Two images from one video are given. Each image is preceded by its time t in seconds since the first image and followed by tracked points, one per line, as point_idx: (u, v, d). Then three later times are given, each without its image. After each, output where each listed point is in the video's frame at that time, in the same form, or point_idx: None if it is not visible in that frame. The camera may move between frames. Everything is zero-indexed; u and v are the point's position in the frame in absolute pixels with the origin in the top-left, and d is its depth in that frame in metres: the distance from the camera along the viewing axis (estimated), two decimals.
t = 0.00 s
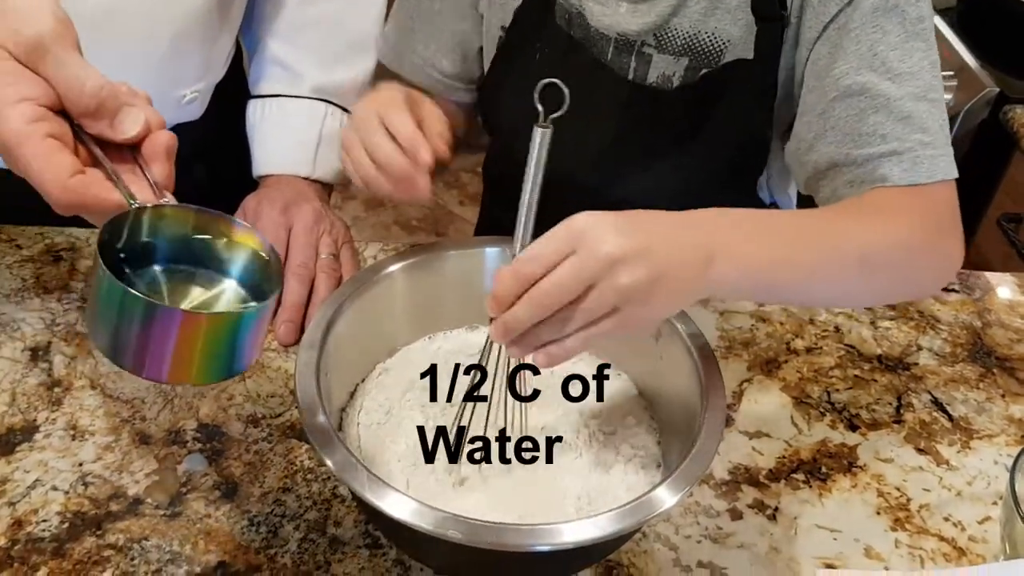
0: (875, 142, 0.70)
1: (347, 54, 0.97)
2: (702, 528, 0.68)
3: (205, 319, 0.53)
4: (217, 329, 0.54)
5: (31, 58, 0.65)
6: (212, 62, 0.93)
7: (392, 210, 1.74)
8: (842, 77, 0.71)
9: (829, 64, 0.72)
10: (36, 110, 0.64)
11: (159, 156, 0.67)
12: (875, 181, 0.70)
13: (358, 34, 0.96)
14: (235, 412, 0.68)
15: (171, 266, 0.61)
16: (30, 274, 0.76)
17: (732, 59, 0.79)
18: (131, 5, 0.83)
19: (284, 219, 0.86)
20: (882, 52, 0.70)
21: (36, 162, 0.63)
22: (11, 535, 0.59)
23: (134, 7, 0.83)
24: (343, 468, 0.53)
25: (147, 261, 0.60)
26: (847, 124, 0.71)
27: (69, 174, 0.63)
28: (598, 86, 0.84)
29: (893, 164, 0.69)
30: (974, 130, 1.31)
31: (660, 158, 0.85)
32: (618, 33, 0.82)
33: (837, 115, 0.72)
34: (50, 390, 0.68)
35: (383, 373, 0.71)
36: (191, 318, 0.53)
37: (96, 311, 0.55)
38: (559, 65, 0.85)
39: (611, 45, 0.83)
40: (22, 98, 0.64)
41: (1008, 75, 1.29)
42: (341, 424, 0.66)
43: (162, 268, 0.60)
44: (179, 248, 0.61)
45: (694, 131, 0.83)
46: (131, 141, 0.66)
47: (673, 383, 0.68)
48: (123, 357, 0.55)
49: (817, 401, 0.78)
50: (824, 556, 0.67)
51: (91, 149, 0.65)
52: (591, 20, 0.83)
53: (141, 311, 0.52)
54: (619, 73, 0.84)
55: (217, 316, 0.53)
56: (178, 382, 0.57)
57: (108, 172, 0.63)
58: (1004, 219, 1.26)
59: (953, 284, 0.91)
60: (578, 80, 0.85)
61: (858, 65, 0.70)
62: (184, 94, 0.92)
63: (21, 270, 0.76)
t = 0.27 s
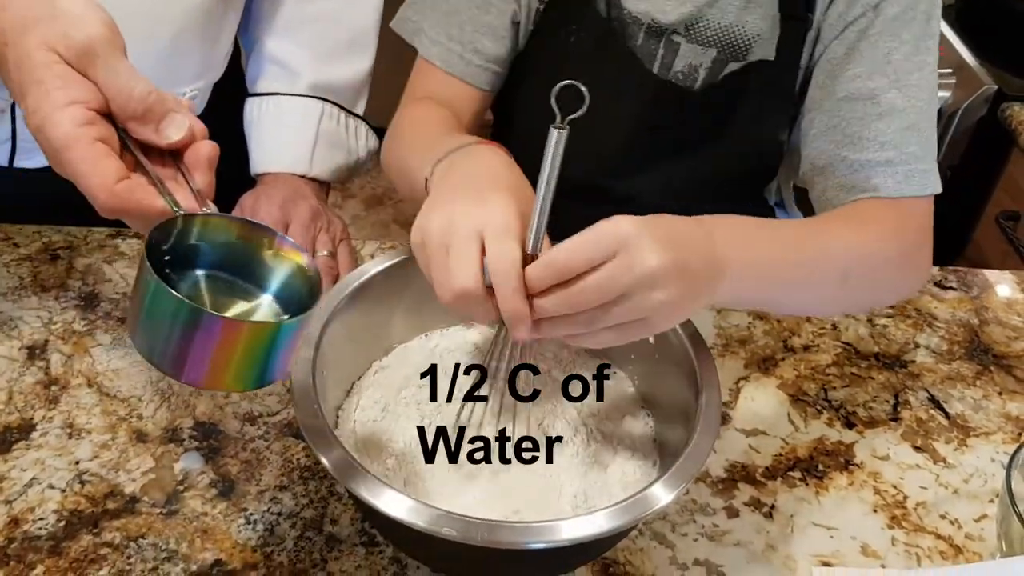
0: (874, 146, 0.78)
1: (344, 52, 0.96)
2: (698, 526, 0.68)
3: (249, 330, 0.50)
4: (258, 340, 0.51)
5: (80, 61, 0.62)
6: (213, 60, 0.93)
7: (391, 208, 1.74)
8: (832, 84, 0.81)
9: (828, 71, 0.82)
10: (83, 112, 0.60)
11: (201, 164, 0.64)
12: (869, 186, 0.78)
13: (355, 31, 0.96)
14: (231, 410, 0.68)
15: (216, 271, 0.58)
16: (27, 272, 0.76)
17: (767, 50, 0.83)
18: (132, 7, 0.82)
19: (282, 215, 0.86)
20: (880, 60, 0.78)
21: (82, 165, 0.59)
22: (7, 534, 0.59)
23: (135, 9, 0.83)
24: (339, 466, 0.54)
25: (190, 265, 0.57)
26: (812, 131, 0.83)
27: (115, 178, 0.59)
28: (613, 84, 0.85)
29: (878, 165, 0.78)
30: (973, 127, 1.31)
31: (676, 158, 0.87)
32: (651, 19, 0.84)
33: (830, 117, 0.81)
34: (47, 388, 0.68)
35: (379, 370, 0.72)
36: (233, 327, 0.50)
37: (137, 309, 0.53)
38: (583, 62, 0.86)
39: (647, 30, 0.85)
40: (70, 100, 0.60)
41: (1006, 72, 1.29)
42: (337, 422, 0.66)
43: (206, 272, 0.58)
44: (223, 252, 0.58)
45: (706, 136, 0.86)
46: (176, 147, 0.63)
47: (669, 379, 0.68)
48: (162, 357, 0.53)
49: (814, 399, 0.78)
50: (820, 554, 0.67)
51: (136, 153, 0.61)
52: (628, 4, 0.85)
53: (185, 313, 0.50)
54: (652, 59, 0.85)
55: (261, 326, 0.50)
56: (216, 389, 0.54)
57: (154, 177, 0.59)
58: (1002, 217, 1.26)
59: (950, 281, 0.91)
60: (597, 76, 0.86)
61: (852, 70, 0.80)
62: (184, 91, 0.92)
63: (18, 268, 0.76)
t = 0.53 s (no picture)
0: (880, 171, 0.82)
1: (339, 46, 0.96)
2: (695, 525, 0.67)
3: (277, 334, 0.50)
4: (284, 345, 0.51)
5: (109, 68, 0.62)
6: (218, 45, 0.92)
7: (391, 207, 1.73)
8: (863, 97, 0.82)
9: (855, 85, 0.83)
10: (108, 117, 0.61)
11: (221, 175, 0.66)
12: (869, 207, 0.83)
13: (350, 24, 0.96)
14: (227, 409, 0.68)
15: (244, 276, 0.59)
16: (23, 271, 0.76)
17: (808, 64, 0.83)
18: None
19: (280, 211, 0.86)
20: (913, 85, 0.80)
21: (105, 171, 0.60)
22: (3, 533, 0.59)
23: None
24: (335, 466, 0.53)
25: (211, 270, 0.58)
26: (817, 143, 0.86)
27: (138, 185, 0.60)
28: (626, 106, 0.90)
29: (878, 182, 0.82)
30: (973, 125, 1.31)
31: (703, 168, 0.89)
32: (697, 32, 0.83)
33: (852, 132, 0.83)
34: (43, 387, 0.68)
35: (375, 369, 0.71)
36: (261, 331, 0.50)
37: (158, 314, 0.52)
38: (606, 77, 0.89)
39: (689, 40, 0.84)
40: (96, 105, 0.61)
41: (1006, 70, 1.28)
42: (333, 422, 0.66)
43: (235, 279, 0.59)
44: (251, 261, 0.59)
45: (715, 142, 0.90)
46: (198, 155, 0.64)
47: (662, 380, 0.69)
48: (184, 361, 0.52)
49: (811, 398, 0.78)
50: (817, 553, 0.67)
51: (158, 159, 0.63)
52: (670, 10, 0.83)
53: (212, 316, 0.50)
54: (683, 67, 0.86)
55: (286, 331, 0.50)
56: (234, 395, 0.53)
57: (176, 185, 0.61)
58: (1002, 215, 1.26)
59: (948, 280, 0.91)
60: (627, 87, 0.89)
61: (885, 90, 0.81)
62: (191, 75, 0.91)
63: (14, 267, 0.76)
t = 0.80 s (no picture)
0: (855, 186, 0.88)
1: (358, 14, 0.97)
2: (694, 524, 0.67)
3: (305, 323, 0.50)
4: (310, 334, 0.51)
5: (127, 59, 0.62)
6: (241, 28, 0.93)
7: (391, 206, 1.73)
8: (855, 118, 0.88)
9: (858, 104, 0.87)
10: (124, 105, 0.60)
11: (239, 167, 0.64)
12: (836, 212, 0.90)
13: None
14: (226, 408, 0.68)
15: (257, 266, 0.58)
16: (23, 269, 0.76)
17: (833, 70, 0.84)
18: None
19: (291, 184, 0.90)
20: (912, 124, 0.85)
21: (125, 161, 0.59)
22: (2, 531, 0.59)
23: None
24: (334, 465, 0.53)
25: (235, 262, 0.57)
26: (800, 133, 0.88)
27: (159, 174, 0.59)
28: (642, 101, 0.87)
29: (854, 206, 0.89)
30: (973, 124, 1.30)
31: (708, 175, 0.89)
32: (725, 49, 0.87)
33: (841, 148, 0.88)
34: (42, 385, 0.68)
35: (373, 368, 0.71)
36: (289, 321, 0.49)
37: (183, 298, 0.52)
38: (627, 71, 0.87)
39: (712, 57, 0.88)
40: (113, 94, 0.60)
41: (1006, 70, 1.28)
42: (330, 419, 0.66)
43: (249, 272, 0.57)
44: (275, 254, 0.57)
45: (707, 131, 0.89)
46: (217, 147, 0.63)
47: (661, 380, 0.69)
48: (208, 347, 0.52)
49: (811, 397, 0.78)
50: (816, 552, 0.67)
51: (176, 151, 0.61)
52: (698, 25, 0.88)
53: (239, 305, 0.49)
54: (698, 80, 0.90)
55: (314, 321, 0.50)
56: (257, 381, 0.53)
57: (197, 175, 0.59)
58: (1002, 215, 1.26)
59: (948, 279, 0.91)
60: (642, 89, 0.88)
61: (888, 108, 0.86)
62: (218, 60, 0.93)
63: (14, 265, 0.76)
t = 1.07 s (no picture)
0: (820, 242, 0.87)
1: None
2: (697, 525, 0.67)
3: (339, 328, 0.50)
4: (342, 339, 0.51)
5: (174, 59, 0.64)
6: (316, 22, 0.95)
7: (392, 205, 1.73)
8: (837, 175, 0.87)
9: (848, 160, 0.86)
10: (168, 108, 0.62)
11: (276, 172, 0.64)
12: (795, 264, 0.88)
13: None
14: (227, 408, 0.68)
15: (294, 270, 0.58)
16: (24, 269, 0.75)
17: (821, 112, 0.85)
18: None
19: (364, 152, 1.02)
20: (895, 190, 0.84)
21: (165, 160, 0.60)
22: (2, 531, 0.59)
23: None
24: (335, 465, 0.53)
25: (268, 269, 0.57)
26: (779, 172, 0.89)
27: (198, 174, 0.60)
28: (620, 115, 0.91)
29: (817, 258, 0.87)
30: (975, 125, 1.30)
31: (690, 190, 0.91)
32: (730, 85, 0.88)
33: (820, 204, 0.87)
34: (43, 385, 0.68)
35: (377, 367, 0.71)
36: (322, 324, 0.50)
37: (214, 305, 0.52)
38: (621, 90, 0.91)
39: (714, 93, 0.89)
40: (159, 96, 0.62)
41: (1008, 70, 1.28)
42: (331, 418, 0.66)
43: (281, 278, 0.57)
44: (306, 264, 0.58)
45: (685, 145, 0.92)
46: (256, 154, 0.63)
47: (662, 379, 0.69)
48: (239, 351, 0.51)
49: (813, 398, 0.78)
50: (819, 553, 0.66)
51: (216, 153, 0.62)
52: (705, 57, 0.89)
53: (273, 309, 0.49)
54: (694, 114, 0.90)
55: (346, 325, 0.50)
56: (289, 387, 0.53)
57: (234, 177, 0.60)
58: (1004, 216, 1.26)
59: (951, 280, 0.91)
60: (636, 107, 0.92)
61: (870, 173, 0.85)
62: (295, 53, 0.94)
63: (14, 265, 0.76)
